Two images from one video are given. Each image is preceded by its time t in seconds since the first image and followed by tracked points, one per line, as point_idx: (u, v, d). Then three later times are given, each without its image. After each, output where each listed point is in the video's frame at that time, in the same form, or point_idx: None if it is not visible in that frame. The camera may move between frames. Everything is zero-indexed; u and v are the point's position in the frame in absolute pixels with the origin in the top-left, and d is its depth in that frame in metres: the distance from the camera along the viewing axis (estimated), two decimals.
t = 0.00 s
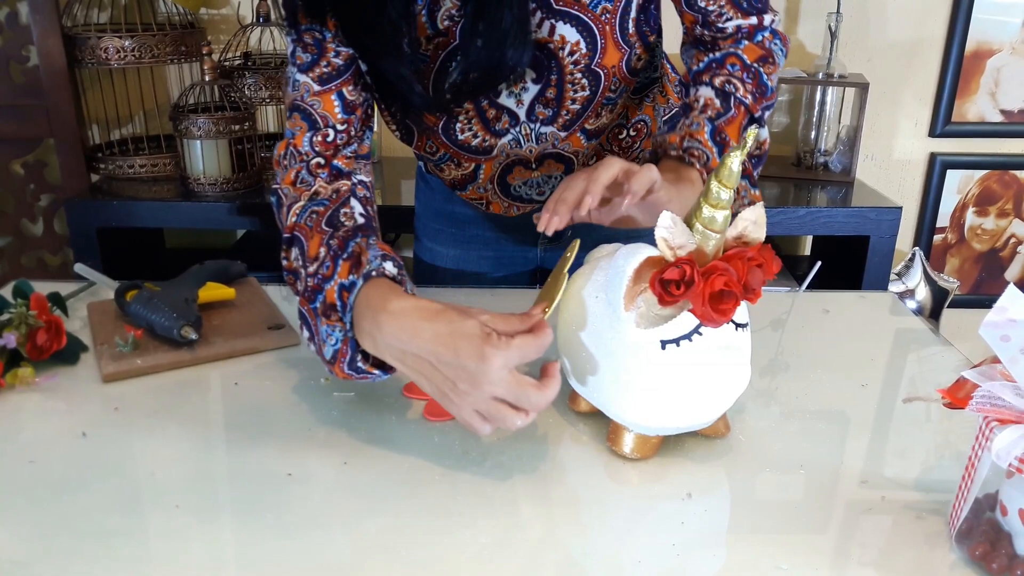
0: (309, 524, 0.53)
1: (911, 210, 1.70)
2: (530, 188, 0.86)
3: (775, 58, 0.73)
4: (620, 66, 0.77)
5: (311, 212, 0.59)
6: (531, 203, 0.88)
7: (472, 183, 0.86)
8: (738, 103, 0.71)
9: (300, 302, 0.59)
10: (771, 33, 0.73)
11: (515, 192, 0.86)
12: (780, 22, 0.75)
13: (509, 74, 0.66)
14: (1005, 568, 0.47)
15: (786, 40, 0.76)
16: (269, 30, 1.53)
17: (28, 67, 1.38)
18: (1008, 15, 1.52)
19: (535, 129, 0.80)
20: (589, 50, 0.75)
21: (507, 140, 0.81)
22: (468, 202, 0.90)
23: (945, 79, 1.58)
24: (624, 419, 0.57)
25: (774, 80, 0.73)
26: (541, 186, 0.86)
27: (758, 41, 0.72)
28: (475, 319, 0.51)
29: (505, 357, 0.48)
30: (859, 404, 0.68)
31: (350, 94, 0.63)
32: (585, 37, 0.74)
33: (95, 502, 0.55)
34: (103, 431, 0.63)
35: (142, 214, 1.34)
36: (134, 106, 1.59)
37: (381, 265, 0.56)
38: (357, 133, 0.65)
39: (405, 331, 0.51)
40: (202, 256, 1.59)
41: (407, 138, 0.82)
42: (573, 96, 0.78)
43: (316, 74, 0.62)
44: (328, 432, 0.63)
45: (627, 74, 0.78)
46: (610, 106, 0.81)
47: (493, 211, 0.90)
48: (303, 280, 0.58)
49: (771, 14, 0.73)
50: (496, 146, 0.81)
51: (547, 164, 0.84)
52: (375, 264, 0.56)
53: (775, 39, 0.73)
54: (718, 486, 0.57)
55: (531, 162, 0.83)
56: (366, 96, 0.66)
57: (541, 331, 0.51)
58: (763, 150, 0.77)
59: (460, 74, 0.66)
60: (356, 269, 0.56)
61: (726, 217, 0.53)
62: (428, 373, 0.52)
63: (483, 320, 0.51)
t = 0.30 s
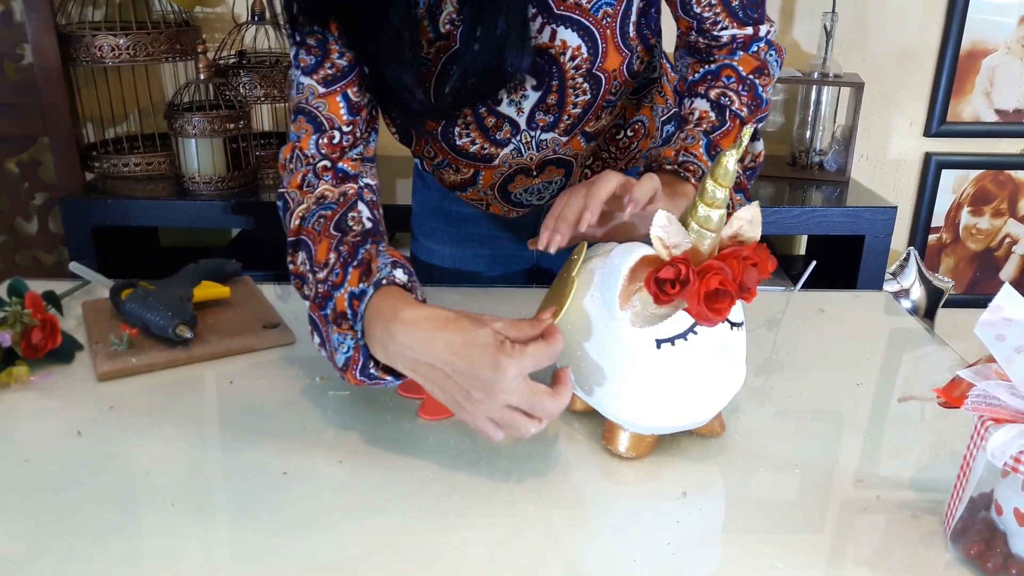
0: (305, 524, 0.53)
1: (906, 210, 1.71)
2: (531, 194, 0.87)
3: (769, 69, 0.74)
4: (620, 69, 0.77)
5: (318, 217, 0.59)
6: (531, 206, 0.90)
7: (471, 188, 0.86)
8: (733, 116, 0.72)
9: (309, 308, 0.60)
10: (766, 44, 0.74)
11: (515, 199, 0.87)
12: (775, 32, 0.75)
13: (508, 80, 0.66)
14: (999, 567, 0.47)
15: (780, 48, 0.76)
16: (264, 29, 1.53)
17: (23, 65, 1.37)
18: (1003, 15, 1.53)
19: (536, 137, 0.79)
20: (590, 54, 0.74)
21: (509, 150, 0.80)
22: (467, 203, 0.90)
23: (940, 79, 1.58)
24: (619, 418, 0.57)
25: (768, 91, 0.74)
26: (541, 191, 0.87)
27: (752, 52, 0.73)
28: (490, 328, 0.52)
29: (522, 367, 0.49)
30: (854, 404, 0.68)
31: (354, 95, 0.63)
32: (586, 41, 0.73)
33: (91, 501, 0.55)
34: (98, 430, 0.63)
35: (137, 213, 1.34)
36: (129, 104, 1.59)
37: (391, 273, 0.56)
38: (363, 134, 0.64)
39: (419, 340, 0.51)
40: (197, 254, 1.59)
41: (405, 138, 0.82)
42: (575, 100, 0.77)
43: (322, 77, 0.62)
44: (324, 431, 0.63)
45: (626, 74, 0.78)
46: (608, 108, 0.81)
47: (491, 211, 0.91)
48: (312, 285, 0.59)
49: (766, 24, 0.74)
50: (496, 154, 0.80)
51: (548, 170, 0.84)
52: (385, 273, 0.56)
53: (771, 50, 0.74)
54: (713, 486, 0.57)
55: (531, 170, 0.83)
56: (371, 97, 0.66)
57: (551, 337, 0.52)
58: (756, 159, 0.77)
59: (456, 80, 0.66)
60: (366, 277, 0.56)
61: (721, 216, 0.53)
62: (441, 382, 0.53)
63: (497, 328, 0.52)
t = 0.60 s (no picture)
0: (304, 523, 0.53)
1: (904, 209, 1.71)
2: (530, 193, 0.87)
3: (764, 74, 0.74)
4: (620, 70, 0.77)
5: (320, 220, 0.59)
6: (529, 205, 0.90)
7: (471, 188, 0.86)
8: (729, 120, 0.72)
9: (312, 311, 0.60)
10: (762, 48, 0.74)
11: (514, 199, 0.87)
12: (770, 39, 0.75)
13: (506, 80, 0.66)
14: (998, 565, 0.47)
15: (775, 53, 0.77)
16: (262, 28, 1.53)
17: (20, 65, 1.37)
18: (1000, 14, 1.53)
19: (535, 136, 0.79)
20: (590, 55, 0.74)
21: (508, 149, 0.80)
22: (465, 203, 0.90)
23: (938, 78, 1.58)
24: (619, 417, 0.57)
25: (764, 95, 0.74)
26: (540, 191, 0.87)
27: (748, 56, 0.73)
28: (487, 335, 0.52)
29: (517, 374, 0.50)
30: (852, 402, 0.68)
31: (356, 98, 0.63)
32: (585, 42, 0.73)
33: (90, 501, 0.55)
34: (97, 430, 0.63)
35: (136, 213, 1.34)
36: (126, 105, 1.59)
37: (390, 280, 0.56)
38: (365, 136, 0.64)
39: (416, 348, 0.52)
40: (195, 254, 1.58)
41: (405, 138, 0.82)
42: (574, 101, 0.77)
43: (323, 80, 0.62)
44: (323, 431, 0.63)
45: (625, 75, 0.78)
46: (607, 109, 0.81)
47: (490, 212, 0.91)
48: (315, 288, 0.59)
49: (762, 29, 0.74)
50: (496, 155, 0.80)
51: (547, 170, 0.84)
52: (383, 280, 0.56)
53: (766, 54, 0.74)
54: (712, 484, 0.57)
55: (530, 170, 0.83)
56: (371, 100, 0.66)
57: (547, 343, 0.53)
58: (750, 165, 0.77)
59: (456, 80, 0.66)
60: (365, 284, 0.56)
61: (719, 215, 0.53)
62: (440, 388, 0.53)
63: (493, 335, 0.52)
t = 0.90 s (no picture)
0: (302, 522, 0.53)
1: (903, 209, 1.71)
2: (529, 193, 0.87)
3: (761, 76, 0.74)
4: (619, 71, 0.77)
5: (321, 223, 0.60)
6: (527, 205, 0.90)
7: (470, 188, 0.86)
8: (726, 123, 0.72)
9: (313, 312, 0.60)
10: (759, 50, 0.74)
11: (513, 198, 0.87)
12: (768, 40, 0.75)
13: (505, 80, 0.66)
14: (995, 565, 0.48)
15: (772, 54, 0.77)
16: (261, 28, 1.53)
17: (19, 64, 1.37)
18: (999, 15, 1.53)
19: (533, 136, 0.79)
20: (588, 56, 0.74)
21: (507, 149, 0.80)
22: (464, 203, 0.90)
23: (936, 78, 1.58)
24: (617, 417, 0.57)
25: (761, 98, 0.74)
26: (539, 190, 0.87)
27: (745, 58, 0.73)
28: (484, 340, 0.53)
29: (511, 379, 0.50)
30: (850, 402, 0.68)
31: (358, 98, 0.63)
32: (584, 43, 0.73)
33: (88, 499, 0.55)
34: (96, 429, 0.63)
35: (134, 212, 1.34)
36: (125, 104, 1.59)
37: (389, 283, 0.56)
38: (367, 137, 0.64)
39: (414, 352, 0.52)
40: (194, 254, 1.58)
41: (404, 139, 0.82)
42: (573, 101, 0.77)
43: (325, 82, 0.62)
44: (321, 430, 0.63)
45: (624, 76, 0.78)
46: (605, 109, 0.81)
47: (490, 212, 0.91)
48: (316, 290, 0.59)
49: (760, 31, 0.74)
50: (494, 154, 0.80)
51: (545, 170, 0.84)
52: (383, 283, 0.56)
53: (763, 57, 0.74)
54: (709, 484, 0.57)
55: (529, 169, 0.83)
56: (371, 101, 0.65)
57: (546, 349, 0.53)
58: (747, 166, 0.77)
59: (456, 80, 0.66)
60: (365, 287, 0.57)
61: (718, 215, 0.53)
62: (437, 392, 0.53)
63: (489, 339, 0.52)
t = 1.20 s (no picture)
0: (302, 523, 0.53)
1: (902, 212, 1.71)
2: (528, 195, 0.87)
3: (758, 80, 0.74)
4: (618, 73, 0.77)
5: (327, 222, 0.60)
6: (526, 206, 0.90)
7: (469, 189, 0.86)
8: (723, 126, 0.72)
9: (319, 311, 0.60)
10: (756, 54, 0.74)
11: (512, 199, 0.87)
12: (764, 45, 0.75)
13: (505, 81, 0.66)
14: (994, 568, 0.48)
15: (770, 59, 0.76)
16: (261, 29, 1.53)
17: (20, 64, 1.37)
18: (999, 18, 1.53)
19: (532, 138, 0.79)
20: (587, 58, 0.74)
21: (507, 150, 0.80)
22: (463, 204, 0.91)
23: (936, 81, 1.59)
24: (616, 418, 0.57)
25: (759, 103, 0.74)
26: (538, 192, 0.87)
27: (743, 62, 0.73)
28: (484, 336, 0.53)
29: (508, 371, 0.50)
30: (849, 404, 0.69)
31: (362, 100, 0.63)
32: (583, 45, 0.73)
33: (87, 499, 0.55)
34: (95, 429, 0.63)
35: (134, 213, 1.34)
36: (126, 104, 1.59)
37: (392, 277, 0.57)
38: (372, 138, 0.64)
39: (409, 338, 0.53)
40: (194, 254, 1.58)
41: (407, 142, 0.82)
42: (572, 104, 0.77)
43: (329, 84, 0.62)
44: (320, 430, 0.63)
45: (624, 78, 0.78)
46: (604, 111, 0.81)
47: (489, 214, 0.91)
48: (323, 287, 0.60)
49: (757, 35, 0.74)
50: (493, 155, 0.81)
51: (544, 171, 0.84)
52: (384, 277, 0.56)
53: (760, 61, 0.74)
54: (708, 486, 0.57)
55: (528, 170, 0.83)
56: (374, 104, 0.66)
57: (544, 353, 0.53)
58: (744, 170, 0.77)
59: (456, 81, 0.66)
60: (368, 281, 0.56)
61: (715, 217, 0.53)
62: (430, 385, 0.53)
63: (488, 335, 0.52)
